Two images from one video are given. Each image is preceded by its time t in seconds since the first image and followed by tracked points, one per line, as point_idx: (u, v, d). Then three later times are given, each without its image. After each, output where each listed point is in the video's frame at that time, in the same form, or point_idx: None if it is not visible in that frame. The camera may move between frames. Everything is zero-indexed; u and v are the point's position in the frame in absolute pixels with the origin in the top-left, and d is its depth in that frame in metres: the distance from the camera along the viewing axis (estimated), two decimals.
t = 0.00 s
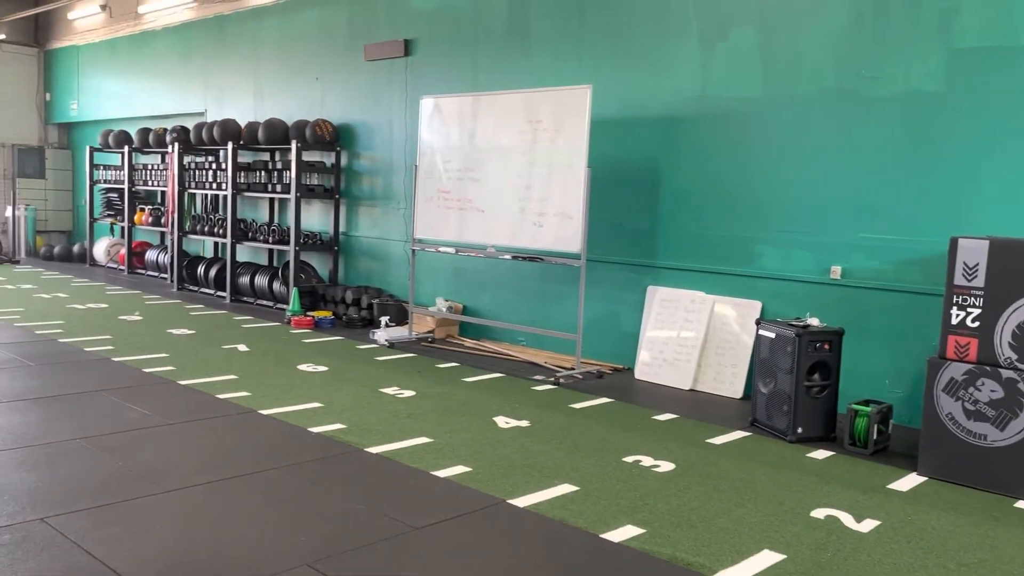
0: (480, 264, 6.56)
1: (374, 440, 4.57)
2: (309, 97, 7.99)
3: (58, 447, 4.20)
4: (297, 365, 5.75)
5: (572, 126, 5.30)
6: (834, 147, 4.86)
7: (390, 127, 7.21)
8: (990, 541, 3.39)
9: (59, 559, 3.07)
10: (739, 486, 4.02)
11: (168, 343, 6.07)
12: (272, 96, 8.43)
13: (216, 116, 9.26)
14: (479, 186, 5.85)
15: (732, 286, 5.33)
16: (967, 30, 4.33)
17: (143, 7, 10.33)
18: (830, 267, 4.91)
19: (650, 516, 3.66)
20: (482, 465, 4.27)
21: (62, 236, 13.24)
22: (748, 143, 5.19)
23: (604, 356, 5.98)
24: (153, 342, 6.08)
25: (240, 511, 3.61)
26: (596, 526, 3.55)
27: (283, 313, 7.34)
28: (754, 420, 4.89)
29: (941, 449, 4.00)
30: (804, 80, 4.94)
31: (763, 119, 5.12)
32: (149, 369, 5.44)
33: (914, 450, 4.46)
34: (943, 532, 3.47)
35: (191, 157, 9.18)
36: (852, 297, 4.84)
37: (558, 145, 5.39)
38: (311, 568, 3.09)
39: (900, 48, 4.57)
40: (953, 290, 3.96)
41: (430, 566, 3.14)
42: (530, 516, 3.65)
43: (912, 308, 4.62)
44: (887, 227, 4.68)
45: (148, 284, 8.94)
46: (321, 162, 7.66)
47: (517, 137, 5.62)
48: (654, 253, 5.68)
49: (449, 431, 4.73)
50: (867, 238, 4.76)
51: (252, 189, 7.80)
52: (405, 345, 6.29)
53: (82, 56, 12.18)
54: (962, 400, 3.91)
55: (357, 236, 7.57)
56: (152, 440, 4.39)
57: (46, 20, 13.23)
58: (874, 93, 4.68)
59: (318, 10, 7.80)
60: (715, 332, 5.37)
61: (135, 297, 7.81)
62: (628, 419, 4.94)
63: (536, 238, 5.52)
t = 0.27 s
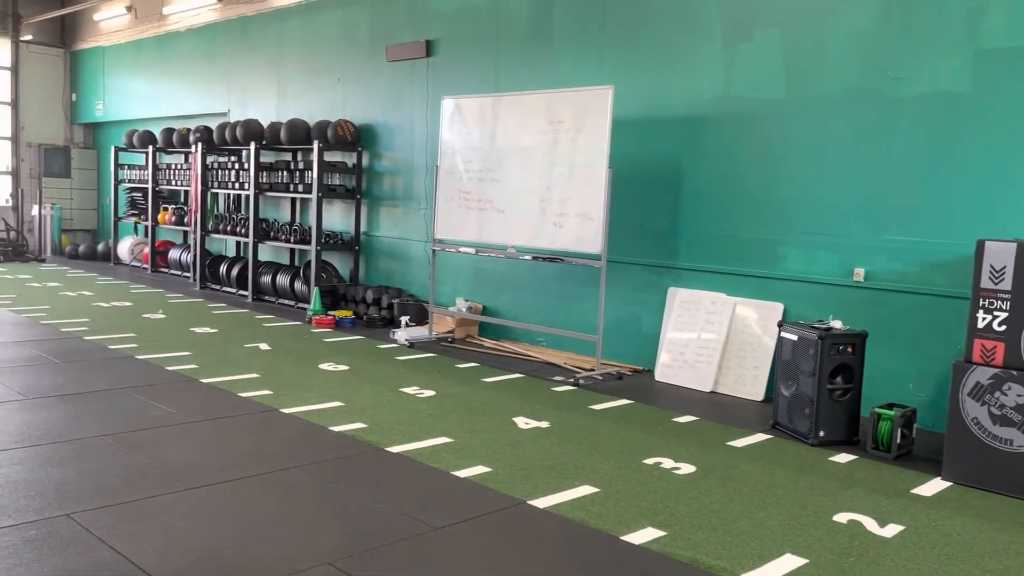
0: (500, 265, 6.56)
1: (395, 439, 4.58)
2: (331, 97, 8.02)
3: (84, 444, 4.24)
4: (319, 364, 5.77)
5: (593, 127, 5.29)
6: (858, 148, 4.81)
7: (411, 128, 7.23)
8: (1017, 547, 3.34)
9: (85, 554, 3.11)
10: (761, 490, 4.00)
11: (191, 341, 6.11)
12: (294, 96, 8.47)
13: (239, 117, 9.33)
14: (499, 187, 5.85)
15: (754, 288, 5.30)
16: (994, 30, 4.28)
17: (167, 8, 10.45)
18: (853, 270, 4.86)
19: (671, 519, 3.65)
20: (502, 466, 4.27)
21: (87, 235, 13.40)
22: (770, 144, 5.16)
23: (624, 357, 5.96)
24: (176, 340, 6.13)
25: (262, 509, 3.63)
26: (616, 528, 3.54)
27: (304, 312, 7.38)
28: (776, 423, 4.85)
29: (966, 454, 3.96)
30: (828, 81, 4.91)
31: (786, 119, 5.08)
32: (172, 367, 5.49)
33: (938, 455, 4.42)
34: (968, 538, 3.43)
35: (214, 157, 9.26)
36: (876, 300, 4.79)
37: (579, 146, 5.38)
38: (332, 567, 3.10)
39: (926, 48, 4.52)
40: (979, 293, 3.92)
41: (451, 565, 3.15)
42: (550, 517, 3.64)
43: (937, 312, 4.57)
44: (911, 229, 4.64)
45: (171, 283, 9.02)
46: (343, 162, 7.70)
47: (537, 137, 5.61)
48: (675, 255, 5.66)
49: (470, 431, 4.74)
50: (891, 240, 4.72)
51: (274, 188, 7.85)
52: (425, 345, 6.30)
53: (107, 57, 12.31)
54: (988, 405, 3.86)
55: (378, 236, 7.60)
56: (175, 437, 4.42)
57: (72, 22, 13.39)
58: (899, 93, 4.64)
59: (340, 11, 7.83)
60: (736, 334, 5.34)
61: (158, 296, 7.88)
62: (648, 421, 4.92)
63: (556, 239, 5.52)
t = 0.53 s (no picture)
0: (519, 265, 6.56)
1: (415, 439, 4.60)
2: (352, 98, 8.06)
3: (108, 441, 4.28)
4: (339, 364, 5.80)
5: (613, 127, 5.27)
6: (882, 149, 4.77)
7: (431, 128, 7.24)
8: None
9: (110, 550, 3.13)
10: (781, 493, 3.97)
11: (212, 340, 6.16)
12: (315, 97, 8.52)
13: (260, 117, 9.38)
14: (519, 187, 5.85)
15: (774, 289, 5.27)
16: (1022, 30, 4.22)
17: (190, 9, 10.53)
18: (875, 272, 4.82)
19: (691, 521, 3.63)
20: (521, 466, 4.27)
21: (110, 234, 13.54)
22: (792, 145, 5.12)
23: (643, 358, 5.94)
24: (198, 339, 6.18)
25: (282, 507, 3.65)
26: (636, 530, 3.52)
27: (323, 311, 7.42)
28: (796, 425, 4.82)
29: (990, 458, 3.92)
30: (851, 81, 4.87)
31: (808, 120, 5.05)
32: (194, 365, 5.54)
33: (962, 459, 4.37)
34: (992, 544, 3.39)
35: (236, 157, 9.32)
36: (899, 303, 4.75)
37: (598, 146, 5.37)
38: (353, 566, 3.11)
39: (951, 48, 4.47)
40: (1004, 296, 3.87)
41: (471, 565, 3.15)
42: (569, 518, 3.64)
43: (961, 314, 4.51)
44: (935, 231, 4.58)
45: (192, 281, 9.10)
46: (363, 162, 7.73)
47: (557, 138, 5.61)
48: (695, 256, 5.64)
49: (489, 431, 4.74)
50: (914, 242, 4.67)
51: (295, 189, 7.89)
52: (444, 345, 6.31)
53: (130, 58, 12.44)
54: (1013, 410, 3.81)
55: (398, 236, 7.62)
56: (198, 435, 4.46)
57: (97, 23, 13.54)
58: (923, 94, 4.59)
59: (361, 12, 7.86)
60: (757, 336, 5.31)
61: (180, 295, 7.95)
62: (668, 422, 4.90)
63: (575, 239, 5.51)
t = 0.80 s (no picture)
0: (537, 266, 6.56)
1: (434, 439, 4.60)
2: (371, 99, 8.08)
3: (130, 439, 4.32)
4: (357, 363, 5.81)
5: (632, 127, 5.25)
6: (904, 150, 4.72)
7: (449, 129, 7.25)
8: None
9: (132, 547, 3.16)
10: (802, 496, 3.94)
11: (232, 339, 6.20)
12: (334, 98, 8.55)
13: (280, 118, 9.43)
14: (537, 188, 5.84)
15: (795, 291, 5.23)
16: None
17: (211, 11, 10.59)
18: (897, 274, 4.77)
19: (710, 524, 3.61)
20: (539, 467, 4.26)
21: (131, 233, 13.69)
22: (813, 146, 5.09)
23: (662, 360, 5.92)
24: (218, 338, 6.22)
25: (302, 506, 3.67)
26: (655, 532, 3.51)
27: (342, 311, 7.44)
28: (817, 428, 4.78)
29: (1014, 463, 3.88)
30: (872, 81, 4.83)
31: (830, 121, 5.01)
32: (215, 364, 5.57)
33: (985, 464, 4.32)
34: (1017, 550, 3.35)
35: (256, 158, 9.37)
36: (921, 305, 4.70)
37: (617, 147, 5.35)
38: (373, 566, 3.11)
39: (975, 48, 4.42)
40: None
41: (490, 566, 3.14)
42: (588, 519, 3.63)
43: (985, 317, 4.46)
44: (959, 233, 4.53)
45: (212, 281, 9.16)
46: (382, 163, 7.75)
47: (576, 138, 5.59)
48: (714, 257, 5.61)
49: (507, 432, 4.74)
50: (938, 244, 4.62)
51: (314, 189, 7.92)
52: (462, 345, 6.32)
53: (152, 59, 12.54)
54: None
55: (416, 237, 7.63)
56: (219, 434, 4.48)
57: (119, 25, 13.66)
58: (946, 94, 4.54)
59: (381, 13, 7.88)
60: (777, 338, 5.27)
61: (200, 294, 8.00)
62: (687, 424, 4.88)
63: (593, 240, 5.49)
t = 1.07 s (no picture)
0: (553, 266, 6.55)
1: (451, 439, 4.61)
2: (388, 100, 8.10)
3: (150, 438, 4.35)
4: (375, 363, 5.83)
5: (649, 128, 5.23)
6: (925, 151, 4.68)
7: (466, 129, 7.26)
8: None
9: (152, 545, 3.18)
10: (821, 499, 3.91)
11: (249, 339, 6.23)
12: (351, 98, 8.57)
13: (298, 118, 9.48)
14: (554, 188, 5.84)
15: (814, 292, 5.20)
16: None
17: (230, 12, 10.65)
18: (918, 275, 4.72)
19: (729, 526, 3.59)
20: (556, 468, 4.26)
21: (151, 233, 13.79)
22: (832, 146, 5.05)
23: (679, 361, 5.90)
24: (236, 337, 6.25)
25: (319, 505, 3.68)
26: (673, 534, 3.49)
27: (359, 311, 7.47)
28: (835, 430, 4.75)
29: None
30: (892, 80, 4.78)
31: (849, 121, 4.97)
32: (233, 363, 5.60)
33: (1007, 467, 4.27)
34: None
35: (274, 158, 9.42)
36: (942, 307, 4.65)
37: (634, 147, 5.34)
38: (391, 565, 3.12)
39: (997, 47, 4.37)
40: None
41: (508, 566, 3.14)
42: (605, 521, 3.62)
43: (1007, 319, 4.41)
44: (981, 234, 4.48)
45: (231, 280, 9.21)
46: (399, 164, 7.77)
47: (593, 139, 5.58)
48: (732, 258, 5.58)
49: (524, 433, 4.73)
50: (959, 245, 4.57)
51: (332, 189, 7.95)
52: (479, 345, 6.32)
53: (171, 60, 12.63)
54: None
55: (432, 237, 7.65)
56: (237, 433, 4.51)
57: (140, 26, 13.78)
58: (967, 94, 4.50)
59: (398, 13, 7.90)
60: (795, 340, 5.24)
61: (219, 293, 8.06)
62: (705, 426, 4.86)
63: (610, 240, 5.48)
